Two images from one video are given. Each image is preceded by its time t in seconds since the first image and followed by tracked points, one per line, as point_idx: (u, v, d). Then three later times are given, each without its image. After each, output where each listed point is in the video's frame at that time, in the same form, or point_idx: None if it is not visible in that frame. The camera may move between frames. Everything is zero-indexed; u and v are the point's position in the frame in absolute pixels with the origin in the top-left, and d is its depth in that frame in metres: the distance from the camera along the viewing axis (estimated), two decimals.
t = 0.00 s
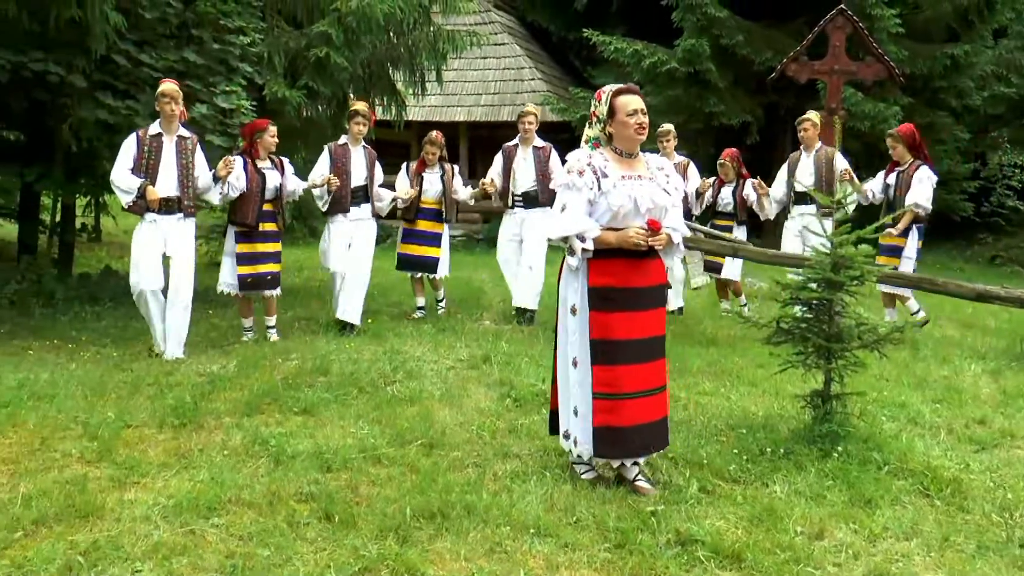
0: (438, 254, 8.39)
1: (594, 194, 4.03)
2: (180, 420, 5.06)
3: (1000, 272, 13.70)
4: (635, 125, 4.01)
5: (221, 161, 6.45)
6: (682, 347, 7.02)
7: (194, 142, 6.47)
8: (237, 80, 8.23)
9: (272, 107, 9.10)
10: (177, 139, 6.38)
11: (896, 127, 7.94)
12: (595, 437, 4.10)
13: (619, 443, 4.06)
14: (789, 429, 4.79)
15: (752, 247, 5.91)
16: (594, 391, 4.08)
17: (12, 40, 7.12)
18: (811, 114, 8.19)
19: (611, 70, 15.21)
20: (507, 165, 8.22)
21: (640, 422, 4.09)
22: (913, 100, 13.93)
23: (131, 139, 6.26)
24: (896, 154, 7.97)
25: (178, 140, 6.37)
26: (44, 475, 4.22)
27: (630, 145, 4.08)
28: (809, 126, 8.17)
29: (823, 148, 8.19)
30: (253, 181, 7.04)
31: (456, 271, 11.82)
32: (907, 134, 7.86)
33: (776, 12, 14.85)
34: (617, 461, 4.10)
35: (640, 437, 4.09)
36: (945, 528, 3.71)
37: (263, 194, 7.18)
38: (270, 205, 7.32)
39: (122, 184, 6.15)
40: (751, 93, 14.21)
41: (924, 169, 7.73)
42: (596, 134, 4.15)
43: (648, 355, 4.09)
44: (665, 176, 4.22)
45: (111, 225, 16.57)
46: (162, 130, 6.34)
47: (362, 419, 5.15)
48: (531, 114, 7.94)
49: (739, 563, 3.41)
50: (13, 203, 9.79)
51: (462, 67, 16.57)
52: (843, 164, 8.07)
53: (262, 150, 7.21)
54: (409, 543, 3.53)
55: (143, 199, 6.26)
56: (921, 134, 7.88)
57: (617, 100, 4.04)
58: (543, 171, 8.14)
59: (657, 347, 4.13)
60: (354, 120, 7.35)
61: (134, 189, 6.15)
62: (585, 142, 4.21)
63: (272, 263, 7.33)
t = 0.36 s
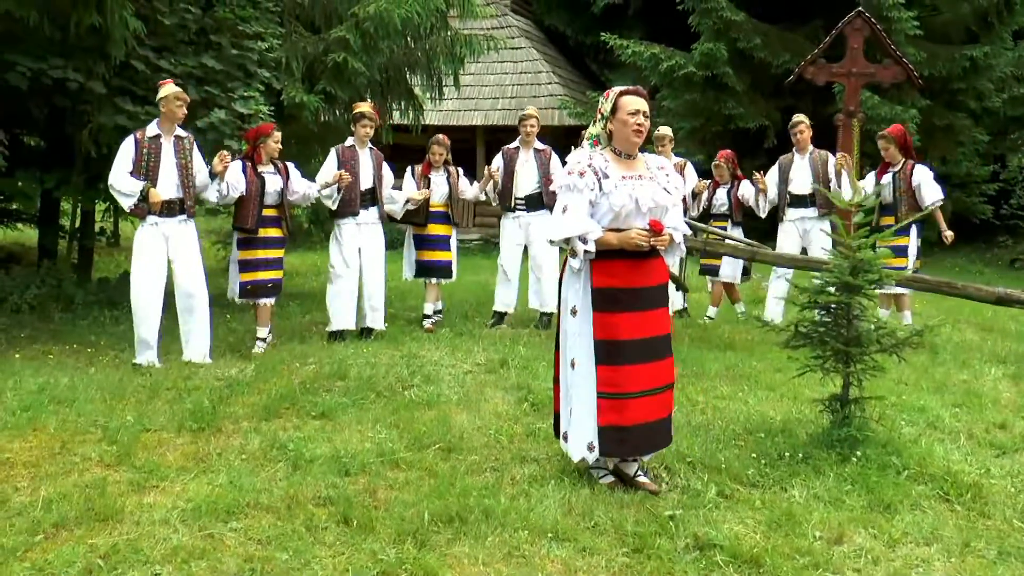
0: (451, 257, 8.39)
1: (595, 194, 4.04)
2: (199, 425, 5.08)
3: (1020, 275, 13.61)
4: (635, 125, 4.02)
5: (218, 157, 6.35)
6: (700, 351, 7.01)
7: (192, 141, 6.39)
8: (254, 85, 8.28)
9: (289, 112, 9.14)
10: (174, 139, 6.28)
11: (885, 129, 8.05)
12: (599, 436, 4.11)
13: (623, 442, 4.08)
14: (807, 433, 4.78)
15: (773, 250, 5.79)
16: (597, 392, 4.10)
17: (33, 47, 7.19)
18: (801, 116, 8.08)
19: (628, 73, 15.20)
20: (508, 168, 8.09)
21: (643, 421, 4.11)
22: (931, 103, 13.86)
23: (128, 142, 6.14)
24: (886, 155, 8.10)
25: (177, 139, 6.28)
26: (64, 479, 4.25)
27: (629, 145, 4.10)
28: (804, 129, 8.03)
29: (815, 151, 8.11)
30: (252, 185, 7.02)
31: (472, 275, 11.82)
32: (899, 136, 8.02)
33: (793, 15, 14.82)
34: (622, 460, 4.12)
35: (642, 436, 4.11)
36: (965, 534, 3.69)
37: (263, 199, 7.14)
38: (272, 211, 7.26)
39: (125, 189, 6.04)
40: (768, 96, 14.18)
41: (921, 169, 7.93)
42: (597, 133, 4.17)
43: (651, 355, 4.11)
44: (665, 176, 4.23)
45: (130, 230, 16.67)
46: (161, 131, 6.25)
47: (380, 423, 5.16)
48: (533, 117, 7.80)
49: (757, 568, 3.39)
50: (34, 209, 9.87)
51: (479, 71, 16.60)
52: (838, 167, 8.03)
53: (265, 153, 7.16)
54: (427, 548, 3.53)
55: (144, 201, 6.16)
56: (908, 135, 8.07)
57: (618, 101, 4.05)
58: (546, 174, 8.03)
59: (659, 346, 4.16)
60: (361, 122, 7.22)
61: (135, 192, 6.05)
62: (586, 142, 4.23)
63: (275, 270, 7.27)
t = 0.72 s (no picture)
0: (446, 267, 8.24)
1: (593, 208, 4.05)
2: (201, 432, 5.08)
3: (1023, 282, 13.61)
4: (633, 138, 4.04)
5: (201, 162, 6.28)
6: (703, 358, 7.01)
7: (175, 145, 6.43)
8: (257, 93, 8.31)
9: (292, 120, 9.16)
10: (157, 143, 6.34)
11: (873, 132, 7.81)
12: (596, 446, 4.11)
13: (621, 451, 4.08)
14: (810, 440, 4.78)
15: (775, 258, 5.77)
16: (596, 402, 4.10)
17: (37, 55, 7.21)
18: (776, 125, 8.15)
19: (630, 81, 15.22)
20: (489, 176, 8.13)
21: (641, 431, 4.10)
22: (933, 110, 13.87)
23: (110, 147, 6.19)
24: (868, 158, 7.91)
25: (159, 144, 6.33)
26: (67, 487, 4.25)
27: (627, 158, 4.10)
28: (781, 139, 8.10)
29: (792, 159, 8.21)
30: (244, 195, 6.77)
31: (475, 282, 11.82)
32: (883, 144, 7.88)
33: (796, 22, 14.82)
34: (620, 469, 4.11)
35: (640, 446, 4.10)
36: (969, 542, 3.68)
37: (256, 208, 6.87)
38: (264, 219, 6.97)
39: (106, 194, 6.10)
40: (770, 103, 14.19)
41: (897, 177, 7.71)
42: (594, 146, 4.18)
43: (649, 365, 4.11)
44: (663, 187, 4.23)
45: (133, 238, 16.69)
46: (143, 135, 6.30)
47: (382, 430, 5.16)
48: (513, 124, 7.92)
49: None
50: (37, 217, 9.89)
51: (482, 79, 16.62)
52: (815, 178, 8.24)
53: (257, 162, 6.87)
54: (430, 556, 3.53)
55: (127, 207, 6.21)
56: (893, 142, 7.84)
57: (615, 114, 4.05)
58: (526, 182, 8.11)
59: (658, 356, 4.15)
60: (348, 131, 7.27)
61: (116, 198, 6.11)
62: (584, 155, 4.23)
63: (269, 279, 7.02)
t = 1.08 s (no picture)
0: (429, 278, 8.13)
1: (595, 212, 4.05)
2: (202, 439, 5.08)
3: None
4: (633, 141, 4.04)
5: (194, 175, 6.19)
6: (703, 365, 7.01)
7: (168, 152, 6.36)
8: (257, 100, 8.33)
9: (292, 127, 9.17)
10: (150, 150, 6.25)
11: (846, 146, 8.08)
12: (604, 448, 4.12)
13: (628, 453, 4.09)
14: (810, 447, 4.78)
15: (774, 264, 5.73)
16: (603, 404, 4.11)
17: (38, 61, 7.23)
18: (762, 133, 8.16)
19: (630, 87, 15.24)
20: (478, 181, 8.17)
21: (647, 432, 4.12)
22: (933, 117, 13.88)
23: (102, 153, 6.09)
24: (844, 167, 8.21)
25: (152, 151, 6.24)
26: (68, 494, 4.25)
27: (629, 161, 4.11)
28: (767, 149, 8.12)
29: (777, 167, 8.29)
30: (229, 206, 6.74)
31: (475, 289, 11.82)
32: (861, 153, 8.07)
33: (795, 29, 14.85)
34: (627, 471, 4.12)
35: (646, 447, 4.12)
36: (971, 549, 3.68)
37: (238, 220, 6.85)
38: (247, 230, 7.01)
39: (96, 201, 6.01)
40: (769, 110, 14.20)
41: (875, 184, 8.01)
42: (597, 151, 4.19)
43: (655, 366, 4.12)
44: (667, 189, 4.23)
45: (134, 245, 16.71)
46: (135, 142, 6.20)
47: (383, 437, 5.15)
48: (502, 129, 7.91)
49: None
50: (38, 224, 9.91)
51: (482, 85, 16.65)
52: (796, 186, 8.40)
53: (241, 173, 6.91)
54: (430, 563, 3.53)
55: (117, 214, 6.12)
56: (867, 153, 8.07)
57: (615, 118, 4.07)
58: (516, 187, 8.09)
59: (662, 358, 4.17)
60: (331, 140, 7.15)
61: (107, 205, 6.01)
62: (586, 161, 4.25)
63: (248, 292, 7.01)
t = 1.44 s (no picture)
0: (413, 284, 8.04)
1: (606, 215, 4.05)
2: (209, 444, 5.09)
3: None
4: (645, 146, 4.06)
5: (175, 173, 6.08)
6: (710, 369, 7.00)
7: (151, 153, 6.30)
8: (263, 104, 8.35)
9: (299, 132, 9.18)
10: (132, 151, 6.20)
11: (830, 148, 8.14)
12: (608, 448, 4.12)
13: (631, 453, 4.09)
14: (817, 452, 4.77)
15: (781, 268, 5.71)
16: (607, 404, 4.11)
17: (46, 67, 7.27)
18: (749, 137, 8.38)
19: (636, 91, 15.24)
20: (464, 183, 8.12)
21: (652, 433, 4.11)
22: (940, 120, 13.87)
23: (83, 154, 6.05)
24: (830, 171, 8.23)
25: (134, 152, 6.19)
26: (76, 498, 4.26)
27: (640, 165, 4.13)
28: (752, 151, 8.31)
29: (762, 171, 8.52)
30: (215, 210, 6.74)
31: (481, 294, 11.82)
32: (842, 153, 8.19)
33: (802, 33, 14.83)
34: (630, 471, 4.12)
35: (650, 448, 4.11)
36: (980, 555, 3.67)
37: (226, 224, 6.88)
38: (236, 235, 7.06)
39: (77, 201, 5.94)
40: (776, 114, 14.20)
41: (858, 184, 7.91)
42: (611, 155, 4.21)
43: (661, 369, 4.12)
44: (677, 196, 4.25)
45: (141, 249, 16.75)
46: (117, 143, 6.16)
47: (390, 442, 5.16)
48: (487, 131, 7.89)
49: None
50: (46, 229, 9.95)
51: (488, 90, 16.66)
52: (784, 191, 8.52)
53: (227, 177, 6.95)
54: (438, 567, 3.53)
55: (98, 215, 6.05)
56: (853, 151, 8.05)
57: (627, 122, 4.08)
58: (500, 189, 8.08)
59: (669, 361, 4.16)
60: (311, 140, 7.12)
61: (88, 205, 5.96)
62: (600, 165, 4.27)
63: (237, 296, 7.01)
